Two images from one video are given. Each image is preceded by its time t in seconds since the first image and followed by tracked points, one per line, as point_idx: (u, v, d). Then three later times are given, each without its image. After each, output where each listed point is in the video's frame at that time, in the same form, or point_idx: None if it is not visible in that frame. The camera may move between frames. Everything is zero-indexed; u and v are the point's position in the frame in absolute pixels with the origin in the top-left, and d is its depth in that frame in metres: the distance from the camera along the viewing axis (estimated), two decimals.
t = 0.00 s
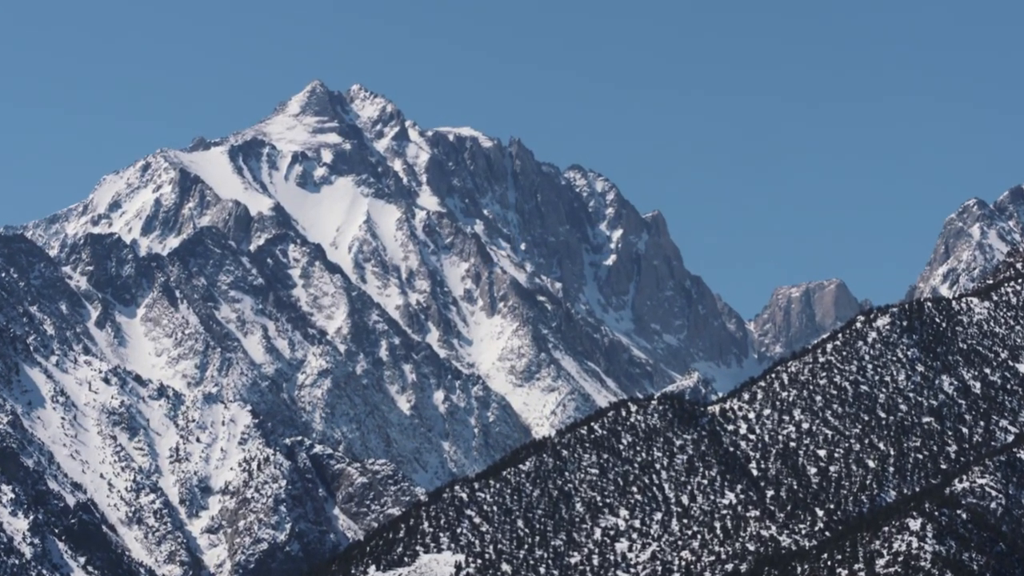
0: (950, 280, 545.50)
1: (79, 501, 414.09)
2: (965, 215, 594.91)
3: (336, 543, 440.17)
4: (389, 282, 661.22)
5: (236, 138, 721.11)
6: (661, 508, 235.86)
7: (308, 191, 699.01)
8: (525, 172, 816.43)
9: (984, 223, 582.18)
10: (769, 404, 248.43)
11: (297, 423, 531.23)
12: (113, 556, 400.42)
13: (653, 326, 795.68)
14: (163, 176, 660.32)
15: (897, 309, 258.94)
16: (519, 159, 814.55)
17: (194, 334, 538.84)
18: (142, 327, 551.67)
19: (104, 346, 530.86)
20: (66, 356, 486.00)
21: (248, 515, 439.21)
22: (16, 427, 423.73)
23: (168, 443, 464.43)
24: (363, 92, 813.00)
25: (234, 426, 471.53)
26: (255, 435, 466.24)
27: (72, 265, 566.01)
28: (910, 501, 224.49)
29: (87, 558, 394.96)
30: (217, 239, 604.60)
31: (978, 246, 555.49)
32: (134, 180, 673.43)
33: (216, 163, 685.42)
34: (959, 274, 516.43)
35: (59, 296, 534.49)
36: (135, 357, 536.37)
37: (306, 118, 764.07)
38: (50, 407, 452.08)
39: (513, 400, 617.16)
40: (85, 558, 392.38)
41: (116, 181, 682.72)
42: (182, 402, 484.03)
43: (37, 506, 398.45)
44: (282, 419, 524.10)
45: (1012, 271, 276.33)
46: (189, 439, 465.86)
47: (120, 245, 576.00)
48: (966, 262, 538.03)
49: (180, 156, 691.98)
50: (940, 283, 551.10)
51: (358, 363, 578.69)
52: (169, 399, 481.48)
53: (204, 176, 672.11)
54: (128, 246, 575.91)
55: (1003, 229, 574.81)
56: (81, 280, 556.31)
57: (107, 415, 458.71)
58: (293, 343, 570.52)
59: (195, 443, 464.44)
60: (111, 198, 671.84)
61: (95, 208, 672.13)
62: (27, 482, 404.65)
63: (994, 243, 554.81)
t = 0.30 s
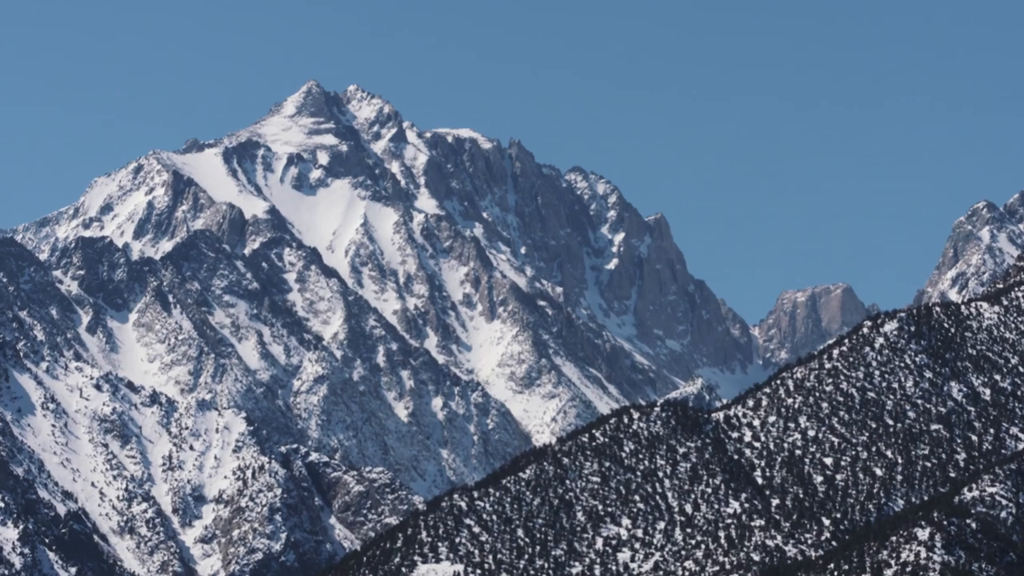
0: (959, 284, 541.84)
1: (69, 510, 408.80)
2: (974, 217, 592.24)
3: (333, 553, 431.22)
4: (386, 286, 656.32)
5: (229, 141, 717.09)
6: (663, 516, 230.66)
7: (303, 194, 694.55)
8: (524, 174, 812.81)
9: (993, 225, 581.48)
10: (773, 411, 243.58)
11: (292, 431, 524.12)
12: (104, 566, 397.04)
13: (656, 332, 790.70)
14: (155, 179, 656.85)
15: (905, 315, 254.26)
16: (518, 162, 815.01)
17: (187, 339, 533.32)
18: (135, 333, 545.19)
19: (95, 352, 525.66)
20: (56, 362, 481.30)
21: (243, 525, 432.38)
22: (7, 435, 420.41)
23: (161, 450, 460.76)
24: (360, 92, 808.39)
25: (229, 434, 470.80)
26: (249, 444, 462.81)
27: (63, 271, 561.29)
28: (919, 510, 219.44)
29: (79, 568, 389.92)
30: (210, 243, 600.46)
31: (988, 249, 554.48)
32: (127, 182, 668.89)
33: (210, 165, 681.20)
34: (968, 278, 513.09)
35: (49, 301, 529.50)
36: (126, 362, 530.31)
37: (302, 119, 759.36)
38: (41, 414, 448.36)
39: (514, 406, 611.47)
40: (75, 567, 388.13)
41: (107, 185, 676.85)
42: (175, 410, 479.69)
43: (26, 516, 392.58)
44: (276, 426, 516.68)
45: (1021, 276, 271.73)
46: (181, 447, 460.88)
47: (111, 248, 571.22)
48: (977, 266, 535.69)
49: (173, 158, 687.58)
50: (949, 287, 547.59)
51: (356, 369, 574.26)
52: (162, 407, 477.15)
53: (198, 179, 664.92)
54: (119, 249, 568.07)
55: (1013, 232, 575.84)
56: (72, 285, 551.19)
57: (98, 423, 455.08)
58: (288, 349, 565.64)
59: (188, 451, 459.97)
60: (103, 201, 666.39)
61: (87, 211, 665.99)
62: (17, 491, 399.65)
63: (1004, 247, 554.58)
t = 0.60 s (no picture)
0: (968, 288, 537.57)
1: (60, 519, 405.79)
2: (984, 220, 588.43)
3: (329, 564, 426.77)
4: (384, 292, 651.51)
5: (224, 142, 712.69)
6: (667, 525, 225.90)
7: (299, 196, 688.71)
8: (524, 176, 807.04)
9: (1003, 229, 577.31)
10: (779, 418, 238.92)
11: (288, 438, 519.04)
12: None
13: (658, 337, 786.25)
14: (148, 181, 652.20)
15: (913, 319, 249.30)
16: (519, 163, 808.23)
17: (180, 345, 528.45)
18: (127, 338, 540.81)
19: (86, 358, 521.01)
20: (47, 369, 476.89)
21: (236, 534, 426.51)
22: None
23: (154, 459, 456.41)
24: (357, 92, 802.86)
25: (223, 442, 459.46)
26: (244, 450, 453.86)
27: (55, 274, 558.55)
28: (926, 519, 214.66)
29: None
30: (203, 246, 595.04)
31: (998, 253, 550.27)
32: (119, 184, 664.95)
33: (204, 168, 676.44)
34: (978, 283, 509.80)
35: (40, 306, 525.11)
36: (118, 368, 525.61)
37: (297, 120, 754.38)
38: (31, 422, 444.11)
39: (514, 414, 606.34)
40: None
41: (99, 187, 672.10)
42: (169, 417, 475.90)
43: (15, 526, 388.13)
44: (271, 433, 512.12)
45: None
46: (175, 455, 456.25)
47: (103, 252, 566.81)
48: (986, 270, 531.48)
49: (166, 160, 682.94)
50: (959, 291, 543.48)
51: (353, 375, 569.52)
52: (155, 414, 472.98)
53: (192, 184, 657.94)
54: (111, 254, 565.74)
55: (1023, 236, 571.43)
56: (63, 290, 546.84)
57: (89, 431, 451.46)
58: (284, 355, 560.59)
59: (180, 459, 454.66)
60: (94, 204, 661.71)
61: (78, 213, 661.82)
62: (7, 499, 395.25)
63: (1014, 251, 550.31)
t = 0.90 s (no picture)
0: (977, 293, 533.16)
1: (50, 528, 401.77)
2: (994, 225, 584.07)
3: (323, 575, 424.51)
4: (381, 297, 647.04)
5: (217, 144, 708.03)
6: (670, 535, 221.26)
7: (295, 200, 684.23)
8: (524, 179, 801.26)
9: (1013, 234, 572.70)
10: (784, 425, 234.28)
11: (283, 446, 514.38)
12: None
13: (661, 342, 781.71)
14: (140, 184, 647.35)
15: (921, 325, 244.60)
16: (519, 166, 803.46)
17: (173, 351, 523.72)
18: (119, 344, 536.19)
19: (78, 364, 516.17)
20: (37, 376, 472.12)
21: (230, 541, 422.04)
22: None
23: (147, 466, 451.55)
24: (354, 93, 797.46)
25: (217, 450, 458.23)
26: (239, 458, 450.55)
27: (45, 279, 553.14)
28: (935, 528, 210.01)
29: None
30: (197, 250, 590.49)
31: (1008, 259, 545.59)
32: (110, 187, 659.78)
33: (198, 170, 671.68)
34: (987, 289, 505.35)
35: (31, 312, 520.30)
36: (110, 374, 520.74)
37: (293, 122, 749.71)
38: (21, 429, 439.11)
39: (514, 421, 601.68)
40: None
41: (90, 190, 667.59)
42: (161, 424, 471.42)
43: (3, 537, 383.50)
44: (265, 440, 507.39)
45: None
46: (167, 462, 451.91)
47: (94, 257, 562.25)
48: (995, 276, 526.70)
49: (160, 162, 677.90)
50: (968, 297, 539.07)
51: (349, 381, 564.95)
52: (148, 421, 468.62)
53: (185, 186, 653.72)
54: (103, 258, 561.01)
55: None
56: (54, 295, 542.16)
57: (80, 439, 447.18)
58: (279, 361, 556.10)
59: (174, 467, 450.48)
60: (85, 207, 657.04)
61: (69, 217, 657.05)
62: None
63: None
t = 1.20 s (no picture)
0: (987, 298, 528.83)
1: (41, 539, 397.95)
2: (1004, 230, 579.62)
3: None
4: (378, 302, 641.66)
5: (211, 146, 703.45)
6: (674, 545, 216.71)
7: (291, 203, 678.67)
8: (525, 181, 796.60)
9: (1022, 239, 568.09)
10: (789, 433, 229.74)
11: (278, 455, 509.64)
12: None
13: (663, 349, 777.12)
14: (132, 187, 642.95)
15: (929, 331, 240.22)
16: (519, 168, 799.11)
17: (166, 357, 519.22)
18: (111, 350, 531.91)
19: (69, 371, 511.65)
20: (28, 383, 467.76)
21: (225, 554, 417.41)
22: None
23: (139, 475, 447.89)
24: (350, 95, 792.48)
25: (210, 458, 454.86)
26: (233, 467, 448.25)
27: (36, 284, 549.07)
28: (944, 538, 205.66)
29: None
30: (190, 256, 586.46)
31: (1017, 264, 540.79)
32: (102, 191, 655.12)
33: (192, 173, 667.07)
34: (996, 295, 500.94)
35: (21, 318, 515.96)
36: (101, 381, 516.44)
37: (288, 124, 745.38)
38: (12, 437, 434.64)
39: (514, 429, 597.10)
40: None
41: (81, 194, 663.16)
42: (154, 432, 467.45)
43: None
44: (260, 449, 502.80)
45: None
46: (160, 471, 447.95)
47: (86, 262, 558.18)
48: (1005, 280, 522.12)
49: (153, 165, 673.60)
50: (977, 302, 534.49)
51: (345, 389, 560.67)
52: (140, 429, 464.57)
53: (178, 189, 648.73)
54: (94, 263, 556.77)
55: None
56: (44, 301, 537.83)
57: (72, 447, 443.13)
58: (274, 368, 551.59)
59: (167, 475, 446.77)
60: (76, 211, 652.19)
61: (59, 221, 652.23)
62: None
63: None
